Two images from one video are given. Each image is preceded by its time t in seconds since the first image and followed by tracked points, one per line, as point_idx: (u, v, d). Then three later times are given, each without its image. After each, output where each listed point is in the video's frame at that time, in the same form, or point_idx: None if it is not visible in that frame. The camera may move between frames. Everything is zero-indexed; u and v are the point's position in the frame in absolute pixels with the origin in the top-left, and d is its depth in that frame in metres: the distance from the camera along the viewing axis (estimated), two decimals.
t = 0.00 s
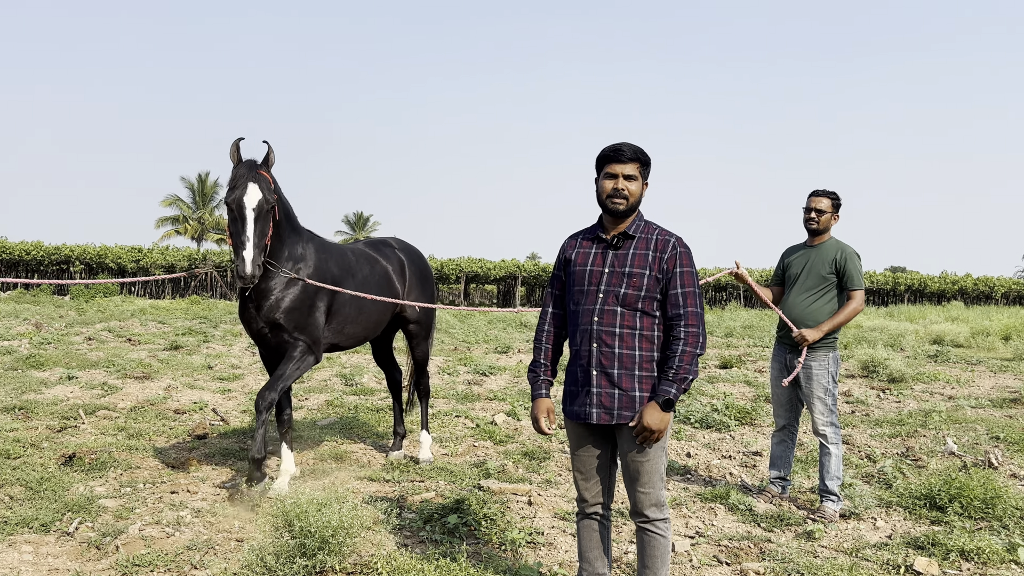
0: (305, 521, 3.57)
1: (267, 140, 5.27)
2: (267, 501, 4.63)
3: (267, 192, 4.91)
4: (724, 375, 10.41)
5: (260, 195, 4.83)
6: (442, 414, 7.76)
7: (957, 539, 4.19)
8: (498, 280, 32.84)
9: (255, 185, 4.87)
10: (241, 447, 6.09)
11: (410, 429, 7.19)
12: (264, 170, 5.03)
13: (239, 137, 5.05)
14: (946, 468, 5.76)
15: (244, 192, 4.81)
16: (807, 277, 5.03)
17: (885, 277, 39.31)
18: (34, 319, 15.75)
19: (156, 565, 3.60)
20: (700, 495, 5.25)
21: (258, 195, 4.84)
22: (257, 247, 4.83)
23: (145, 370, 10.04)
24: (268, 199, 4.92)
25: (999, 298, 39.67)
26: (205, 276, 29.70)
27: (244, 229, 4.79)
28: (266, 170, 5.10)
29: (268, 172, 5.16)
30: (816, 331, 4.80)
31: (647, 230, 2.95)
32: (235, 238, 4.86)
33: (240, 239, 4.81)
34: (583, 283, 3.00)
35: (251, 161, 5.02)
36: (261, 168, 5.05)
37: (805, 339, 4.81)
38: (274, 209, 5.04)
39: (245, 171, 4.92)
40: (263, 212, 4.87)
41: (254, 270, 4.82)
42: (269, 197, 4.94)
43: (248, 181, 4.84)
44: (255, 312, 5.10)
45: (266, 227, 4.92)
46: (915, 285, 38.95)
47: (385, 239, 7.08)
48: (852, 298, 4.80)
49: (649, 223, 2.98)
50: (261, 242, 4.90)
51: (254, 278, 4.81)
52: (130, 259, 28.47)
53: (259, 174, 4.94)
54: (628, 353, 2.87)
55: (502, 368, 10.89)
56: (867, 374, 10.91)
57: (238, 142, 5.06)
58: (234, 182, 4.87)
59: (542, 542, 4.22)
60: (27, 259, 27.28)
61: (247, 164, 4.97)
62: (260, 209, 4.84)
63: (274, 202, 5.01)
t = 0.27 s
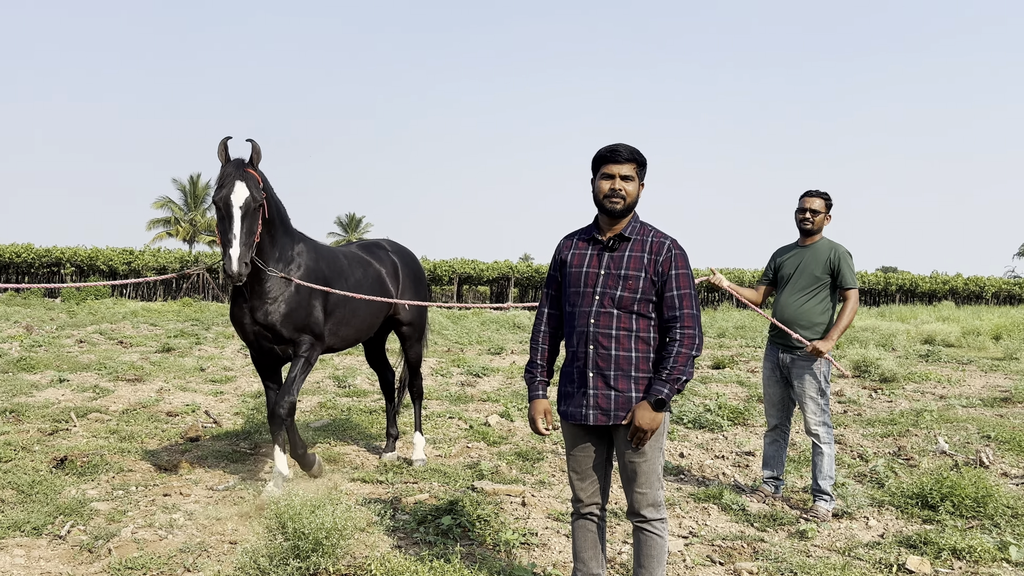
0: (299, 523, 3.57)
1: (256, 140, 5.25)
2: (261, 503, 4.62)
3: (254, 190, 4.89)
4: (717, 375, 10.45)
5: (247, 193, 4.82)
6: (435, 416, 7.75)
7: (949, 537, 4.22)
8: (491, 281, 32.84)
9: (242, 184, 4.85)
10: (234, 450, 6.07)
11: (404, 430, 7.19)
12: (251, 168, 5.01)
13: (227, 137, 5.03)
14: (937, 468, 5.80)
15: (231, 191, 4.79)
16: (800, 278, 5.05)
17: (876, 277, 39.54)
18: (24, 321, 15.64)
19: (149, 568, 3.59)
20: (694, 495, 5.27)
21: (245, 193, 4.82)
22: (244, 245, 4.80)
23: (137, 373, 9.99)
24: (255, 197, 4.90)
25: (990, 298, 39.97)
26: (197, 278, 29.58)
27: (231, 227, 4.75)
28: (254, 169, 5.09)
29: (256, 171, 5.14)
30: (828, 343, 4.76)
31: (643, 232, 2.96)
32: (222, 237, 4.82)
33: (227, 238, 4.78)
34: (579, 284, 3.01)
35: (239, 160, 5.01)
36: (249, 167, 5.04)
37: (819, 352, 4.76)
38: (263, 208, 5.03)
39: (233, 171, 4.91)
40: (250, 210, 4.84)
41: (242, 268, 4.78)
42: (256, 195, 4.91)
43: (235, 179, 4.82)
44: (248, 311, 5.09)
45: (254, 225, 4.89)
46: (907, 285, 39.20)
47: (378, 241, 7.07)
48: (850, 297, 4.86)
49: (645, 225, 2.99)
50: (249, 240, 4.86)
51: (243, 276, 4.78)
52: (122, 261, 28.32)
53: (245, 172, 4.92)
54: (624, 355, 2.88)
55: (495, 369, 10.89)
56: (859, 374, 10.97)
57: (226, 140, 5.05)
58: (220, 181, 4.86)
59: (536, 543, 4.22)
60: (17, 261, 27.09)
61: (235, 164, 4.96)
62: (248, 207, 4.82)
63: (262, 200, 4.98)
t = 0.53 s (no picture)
0: (293, 526, 3.57)
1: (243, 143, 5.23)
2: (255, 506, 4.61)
3: (241, 194, 4.88)
4: (710, 375, 10.48)
5: (233, 197, 4.81)
6: (429, 417, 7.75)
7: (941, 535, 4.25)
8: (485, 283, 32.84)
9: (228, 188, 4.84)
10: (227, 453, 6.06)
11: (397, 433, 7.19)
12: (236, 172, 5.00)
13: (211, 141, 5.00)
14: (928, 466, 5.84)
15: (217, 196, 4.78)
16: (790, 277, 5.06)
17: (868, 277, 39.77)
18: (14, 326, 15.53)
19: (142, 573, 3.58)
20: (687, 495, 5.29)
21: (231, 197, 4.82)
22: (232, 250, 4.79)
23: (129, 377, 9.94)
24: (241, 201, 4.89)
25: (980, 296, 40.26)
26: (190, 280, 29.47)
27: (218, 232, 4.74)
28: (239, 173, 5.06)
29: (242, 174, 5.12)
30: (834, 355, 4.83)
31: (637, 234, 2.97)
32: (210, 242, 4.81)
33: (215, 243, 4.77)
34: (573, 286, 3.02)
35: (224, 164, 4.98)
36: (234, 171, 5.02)
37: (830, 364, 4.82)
38: (250, 211, 5.02)
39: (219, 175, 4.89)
40: (236, 215, 4.83)
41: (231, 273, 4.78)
42: (242, 199, 4.90)
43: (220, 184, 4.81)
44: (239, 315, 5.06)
45: (241, 229, 4.88)
46: (898, 284, 39.44)
47: (371, 243, 7.06)
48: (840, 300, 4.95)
49: (639, 226, 3.00)
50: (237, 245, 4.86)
51: (231, 281, 4.77)
52: (113, 264, 28.17)
53: (231, 176, 4.91)
54: (617, 356, 2.90)
55: (489, 370, 10.90)
56: (851, 373, 11.04)
57: (211, 144, 5.02)
58: (206, 186, 4.85)
59: (530, 544, 4.23)
60: (7, 265, 26.91)
61: (220, 168, 4.94)
62: (234, 211, 4.82)
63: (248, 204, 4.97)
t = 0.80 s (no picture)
0: (289, 526, 3.58)
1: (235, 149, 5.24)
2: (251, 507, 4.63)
3: (232, 203, 4.90)
4: (705, 373, 10.53)
5: (225, 207, 4.83)
6: (425, 417, 7.77)
7: (933, 530, 4.29)
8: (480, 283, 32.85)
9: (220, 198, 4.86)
10: (223, 455, 6.06)
11: (393, 433, 7.20)
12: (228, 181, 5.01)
13: (201, 149, 5.01)
14: (921, 461, 5.88)
15: (209, 205, 4.80)
16: (778, 275, 5.10)
17: (862, 274, 39.95)
18: (7, 329, 15.47)
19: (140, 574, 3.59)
20: (682, 493, 5.33)
21: (223, 207, 4.84)
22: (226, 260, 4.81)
23: (124, 380, 9.92)
24: (233, 210, 4.90)
25: (974, 293, 40.48)
26: (184, 283, 29.40)
27: (211, 242, 4.75)
28: (231, 181, 5.08)
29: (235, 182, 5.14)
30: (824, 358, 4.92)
31: (632, 234, 3.00)
32: (203, 253, 4.82)
33: (209, 252, 4.78)
34: (569, 285, 3.04)
35: (215, 173, 4.99)
36: (225, 179, 5.03)
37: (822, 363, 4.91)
38: (242, 220, 5.03)
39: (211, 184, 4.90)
40: (229, 224, 4.85)
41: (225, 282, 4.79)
42: (234, 208, 4.91)
43: (211, 194, 4.82)
44: (233, 321, 5.09)
45: (234, 238, 4.89)
46: (892, 282, 39.63)
47: (365, 244, 7.08)
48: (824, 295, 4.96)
49: (634, 226, 3.03)
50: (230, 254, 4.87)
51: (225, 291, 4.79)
52: (107, 267, 28.07)
53: (223, 185, 4.92)
54: (612, 354, 2.92)
55: (484, 370, 10.92)
56: (845, 370, 11.09)
57: (202, 153, 5.04)
58: (198, 196, 4.87)
59: (526, 542, 4.26)
60: None
61: (212, 176, 4.95)
62: (227, 220, 4.84)
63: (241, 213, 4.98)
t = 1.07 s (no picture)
0: (291, 526, 3.60)
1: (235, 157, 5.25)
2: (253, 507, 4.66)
3: (238, 212, 4.92)
4: (705, 371, 10.55)
5: (232, 216, 4.85)
6: (425, 417, 7.79)
7: (932, 525, 4.32)
8: (479, 282, 32.87)
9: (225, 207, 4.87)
10: (225, 455, 6.09)
11: (394, 433, 7.22)
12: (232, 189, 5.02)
13: (204, 158, 5.02)
14: (920, 457, 5.91)
15: (216, 215, 4.81)
16: (768, 273, 5.13)
17: (861, 271, 39.98)
18: (7, 332, 15.48)
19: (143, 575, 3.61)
20: (681, 490, 5.35)
21: (230, 216, 4.86)
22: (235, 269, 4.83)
23: (125, 381, 9.95)
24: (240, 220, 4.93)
25: (973, 288, 40.52)
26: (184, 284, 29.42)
27: (221, 252, 4.78)
28: (235, 189, 5.09)
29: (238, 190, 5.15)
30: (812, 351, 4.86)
31: (630, 233, 3.02)
32: (212, 262, 4.84)
33: (219, 262, 4.81)
34: (568, 285, 3.06)
35: (218, 181, 4.99)
36: (229, 186, 5.05)
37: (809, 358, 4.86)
38: (247, 228, 5.05)
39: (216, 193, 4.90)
40: (236, 234, 4.87)
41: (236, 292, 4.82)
42: (241, 216, 4.94)
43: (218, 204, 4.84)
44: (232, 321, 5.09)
45: (242, 247, 4.92)
46: (891, 278, 39.68)
47: (365, 244, 7.10)
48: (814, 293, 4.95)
49: (632, 225, 3.05)
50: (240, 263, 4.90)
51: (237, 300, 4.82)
52: (107, 269, 28.09)
53: (227, 194, 4.94)
54: (612, 354, 2.94)
55: (484, 369, 10.94)
56: (845, 366, 11.12)
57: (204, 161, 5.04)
58: (203, 205, 4.87)
59: (527, 540, 4.28)
60: None
61: (215, 185, 4.95)
62: (234, 229, 4.86)
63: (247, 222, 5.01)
